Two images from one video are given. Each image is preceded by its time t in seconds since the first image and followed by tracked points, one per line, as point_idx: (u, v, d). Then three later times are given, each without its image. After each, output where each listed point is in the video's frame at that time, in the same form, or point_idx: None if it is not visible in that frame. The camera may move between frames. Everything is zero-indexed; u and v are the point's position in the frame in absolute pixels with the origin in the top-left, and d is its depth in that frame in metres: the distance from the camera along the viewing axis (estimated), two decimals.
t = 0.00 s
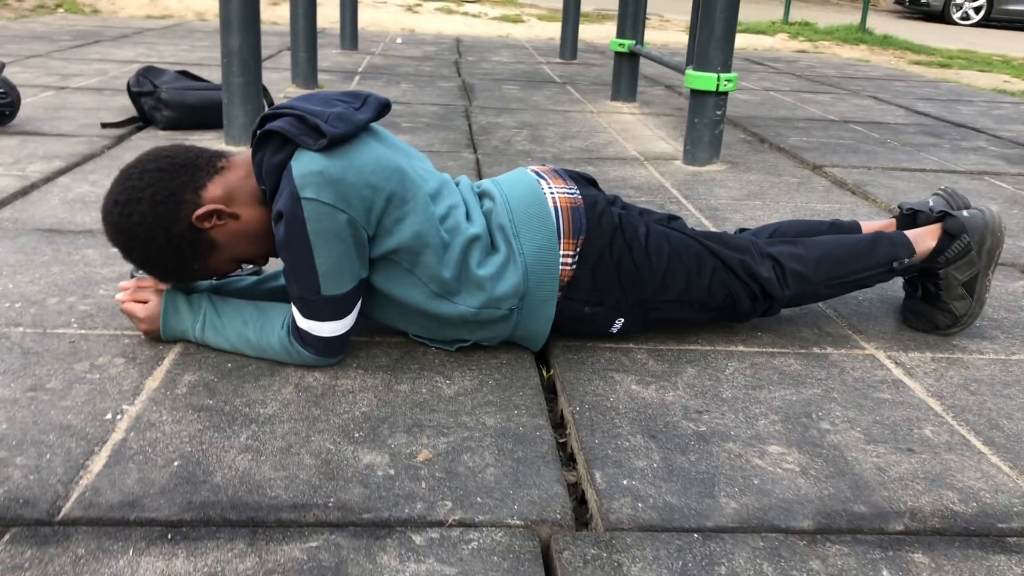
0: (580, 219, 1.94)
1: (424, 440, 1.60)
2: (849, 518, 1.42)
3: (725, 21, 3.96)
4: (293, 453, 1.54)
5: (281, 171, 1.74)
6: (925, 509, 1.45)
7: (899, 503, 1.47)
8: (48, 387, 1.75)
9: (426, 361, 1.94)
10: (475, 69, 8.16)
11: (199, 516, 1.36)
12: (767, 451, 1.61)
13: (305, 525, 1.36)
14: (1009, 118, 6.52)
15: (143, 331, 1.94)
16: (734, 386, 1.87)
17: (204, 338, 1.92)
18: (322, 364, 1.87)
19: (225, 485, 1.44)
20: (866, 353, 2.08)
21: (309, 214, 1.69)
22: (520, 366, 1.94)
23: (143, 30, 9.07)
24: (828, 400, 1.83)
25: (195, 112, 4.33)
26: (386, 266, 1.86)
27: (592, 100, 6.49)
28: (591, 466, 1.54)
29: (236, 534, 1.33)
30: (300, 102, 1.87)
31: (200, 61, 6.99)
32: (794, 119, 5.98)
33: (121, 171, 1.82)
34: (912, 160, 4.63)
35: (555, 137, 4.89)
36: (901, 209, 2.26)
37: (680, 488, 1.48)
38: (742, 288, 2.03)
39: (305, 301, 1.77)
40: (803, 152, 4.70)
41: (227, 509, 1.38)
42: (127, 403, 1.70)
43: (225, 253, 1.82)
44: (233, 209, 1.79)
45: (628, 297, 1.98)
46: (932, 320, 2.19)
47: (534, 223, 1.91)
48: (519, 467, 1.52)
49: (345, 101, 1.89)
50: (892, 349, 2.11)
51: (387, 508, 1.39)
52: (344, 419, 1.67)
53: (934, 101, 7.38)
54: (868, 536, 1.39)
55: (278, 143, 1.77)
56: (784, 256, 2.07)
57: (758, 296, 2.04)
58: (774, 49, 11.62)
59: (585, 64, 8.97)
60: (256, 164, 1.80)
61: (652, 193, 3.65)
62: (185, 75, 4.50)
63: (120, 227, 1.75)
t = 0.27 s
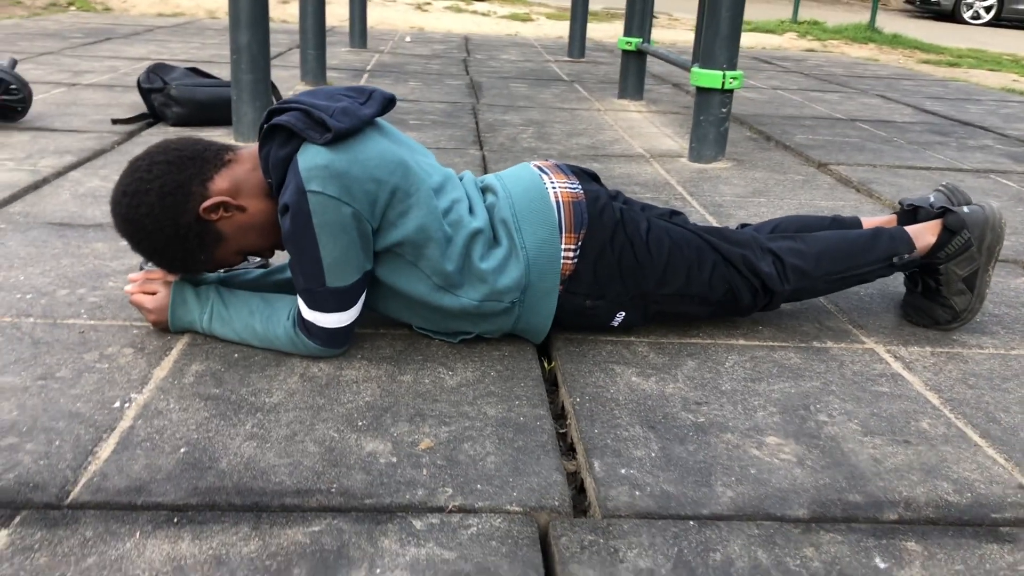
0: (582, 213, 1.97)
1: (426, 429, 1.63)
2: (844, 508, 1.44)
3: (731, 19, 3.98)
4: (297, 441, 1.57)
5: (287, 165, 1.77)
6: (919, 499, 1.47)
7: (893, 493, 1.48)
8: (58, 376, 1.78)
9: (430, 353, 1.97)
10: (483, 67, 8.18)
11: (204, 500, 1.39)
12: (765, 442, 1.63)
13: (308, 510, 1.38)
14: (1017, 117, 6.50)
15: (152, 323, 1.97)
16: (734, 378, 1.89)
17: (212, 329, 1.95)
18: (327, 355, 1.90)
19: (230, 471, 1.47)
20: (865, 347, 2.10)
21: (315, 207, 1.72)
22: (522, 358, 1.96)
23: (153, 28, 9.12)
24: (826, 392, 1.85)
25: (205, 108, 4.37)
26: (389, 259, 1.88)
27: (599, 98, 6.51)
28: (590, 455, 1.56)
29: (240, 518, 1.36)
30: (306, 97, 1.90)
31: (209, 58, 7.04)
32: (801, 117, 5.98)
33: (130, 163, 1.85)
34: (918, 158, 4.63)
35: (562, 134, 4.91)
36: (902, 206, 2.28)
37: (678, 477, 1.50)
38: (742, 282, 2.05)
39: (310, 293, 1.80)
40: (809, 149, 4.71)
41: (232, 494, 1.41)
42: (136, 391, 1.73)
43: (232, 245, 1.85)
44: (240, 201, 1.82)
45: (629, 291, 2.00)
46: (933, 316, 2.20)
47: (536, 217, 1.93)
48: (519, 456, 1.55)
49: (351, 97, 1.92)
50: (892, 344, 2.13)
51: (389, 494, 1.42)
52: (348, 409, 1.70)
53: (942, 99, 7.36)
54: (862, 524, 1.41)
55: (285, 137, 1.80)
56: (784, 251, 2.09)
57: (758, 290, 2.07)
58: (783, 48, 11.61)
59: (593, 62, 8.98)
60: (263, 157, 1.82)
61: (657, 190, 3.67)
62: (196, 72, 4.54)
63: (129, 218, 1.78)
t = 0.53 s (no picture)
0: (580, 209, 1.97)
1: (423, 423, 1.64)
2: (838, 503, 1.44)
3: (734, 15, 3.98)
4: (295, 435, 1.58)
5: (287, 161, 1.78)
6: (914, 495, 1.48)
7: (888, 488, 1.49)
8: (59, 370, 1.79)
9: (429, 348, 1.98)
10: (488, 64, 8.19)
11: (202, 493, 1.40)
12: (761, 438, 1.64)
13: (304, 504, 1.40)
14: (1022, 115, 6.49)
15: (153, 317, 1.99)
16: (731, 375, 1.90)
17: (212, 324, 1.97)
18: (327, 350, 1.91)
19: (228, 465, 1.48)
20: (864, 344, 2.10)
21: (314, 203, 1.73)
22: (521, 354, 1.97)
23: (159, 25, 9.14)
24: (823, 389, 1.85)
25: (209, 105, 4.38)
26: (389, 254, 1.89)
27: (603, 96, 6.51)
28: (586, 450, 1.57)
29: (238, 511, 1.37)
30: (306, 93, 1.91)
31: (215, 56, 7.05)
32: (805, 115, 5.98)
33: (132, 160, 1.86)
34: (921, 157, 4.63)
35: (565, 131, 4.92)
36: (902, 204, 2.28)
37: (673, 472, 1.51)
38: (741, 279, 2.06)
39: (310, 288, 1.81)
40: (812, 147, 4.71)
41: (230, 488, 1.42)
42: (136, 386, 1.74)
43: (232, 240, 1.86)
44: (240, 197, 1.83)
45: (627, 287, 2.01)
46: (932, 313, 2.20)
47: (535, 213, 1.94)
48: (515, 451, 1.56)
49: (350, 93, 1.93)
50: (890, 341, 2.13)
51: (385, 488, 1.43)
52: (346, 403, 1.71)
53: (947, 98, 7.35)
54: (856, 520, 1.41)
55: (285, 133, 1.80)
56: (783, 247, 2.10)
57: (757, 287, 2.07)
58: (788, 46, 11.59)
59: (598, 60, 8.98)
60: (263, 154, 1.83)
61: (659, 187, 3.68)
62: (200, 69, 4.55)
63: (130, 215, 1.79)
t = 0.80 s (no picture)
0: (578, 206, 1.98)
1: (420, 420, 1.64)
2: (833, 499, 1.45)
3: (736, 12, 3.97)
4: (292, 431, 1.59)
5: (284, 158, 1.78)
6: (909, 492, 1.48)
7: (883, 485, 1.49)
8: (58, 365, 1.80)
9: (427, 345, 1.99)
10: (490, 61, 8.18)
11: (198, 488, 1.41)
12: (756, 434, 1.64)
13: (300, 499, 1.40)
14: None
15: (151, 314, 1.99)
16: (728, 371, 1.90)
17: (210, 321, 1.97)
18: (324, 346, 1.92)
19: (225, 460, 1.48)
20: (861, 341, 2.10)
21: (311, 199, 1.73)
22: (518, 350, 1.98)
23: (162, 22, 9.15)
24: (820, 385, 1.85)
25: (210, 102, 4.39)
26: (386, 251, 1.90)
27: (606, 92, 6.51)
28: (581, 446, 1.57)
29: (233, 506, 1.38)
30: (304, 90, 1.92)
31: (217, 52, 7.06)
32: (808, 111, 5.97)
33: (130, 158, 1.86)
34: (923, 153, 4.62)
35: (567, 128, 4.92)
36: (901, 201, 2.28)
37: (669, 468, 1.51)
38: (739, 275, 2.06)
39: (307, 285, 1.81)
40: (814, 144, 4.70)
41: (225, 483, 1.42)
42: (134, 382, 1.75)
43: (230, 238, 1.86)
44: (238, 194, 1.83)
45: (625, 283, 2.02)
46: (930, 310, 2.20)
47: (532, 209, 1.94)
48: (511, 447, 1.56)
49: (347, 89, 1.93)
50: (889, 338, 2.13)
51: (381, 483, 1.44)
52: (343, 399, 1.71)
53: (951, 94, 7.34)
54: (850, 516, 1.41)
55: (282, 130, 1.81)
56: (781, 244, 2.10)
57: (755, 283, 2.08)
58: (793, 42, 11.57)
59: (601, 57, 8.97)
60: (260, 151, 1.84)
61: (660, 184, 3.67)
62: (201, 66, 4.56)
63: (128, 212, 1.79)
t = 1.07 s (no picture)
0: (575, 202, 1.99)
1: (418, 414, 1.66)
2: (827, 493, 1.46)
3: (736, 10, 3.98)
4: (290, 425, 1.60)
5: (284, 155, 1.80)
6: (903, 485, 1.49)
7: (877, 479, 1.50)
8: (60, 361, 1.82)
9: (425, 340, 2.00)
10: (493, 58, 8.19)
11: (197, 482, 1.42)
12: (752, 429, 1.65)
13: (298, 492, 1.42)
14: None
15: (152, 310, 2.01)
16: (725, 367, 1.91)
17: (210, 316, 1.99)
18: (324, 342, 1.93)
19: (224, 454, 1.50)
20: (859, 337, 2.11)
21: (310, 196, 1.74)
22: (516, 346, 1.99)
23: (165, 20, 9.17)
24: (816, 381, 1.86)
25: (213, 100, 4.41)
26: (385, 247, 1.91)
27: (608, 90, 6.51)
28: (578, 440, 1.59)
29: (232, 499, 1.39)
30: (303, 87, 1.93)
31: (221, 50, 7.07)
32: (810, 108, 5.97)
33: (130, 156, 1.88)
34: (925, 150, 4.62)
35: (568, 125, 4.92)
36: (899, 197, 2.29)
37: (664, 462, 1.52)
38: (736, 271, 2.07)
39: (307, 281, 1.83)
40: (815, 141, 4.71)
41: (224, 476, 1.44)
42: (135, 376, 1.77)
43: (231, 234, 1.88)
44: (238, 191, 1.85)
45: (622, 280, 2.03)
46: (928, 305, 2.21)
47: (530, 205, 1.95)
48: (508, 441, 1.57)
49: (346, 87, 1.94)
50: (886, 333, 2.14)
51: (378, 477, 1.45)
52: (342, 394, 1.73)
53: (954, 91, 7.33)
54: (843, 510, 1.43)
55: (281, 127, 1.82)
56: (779, 240, 2.11)
57: (752, 279, 2.09)
58: (796, 39, 11.55)
59: (604, 54, 8.96)
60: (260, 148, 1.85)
61: (660, 182, 3.68)
62: (203, 64, 4.57)
63: (129, 209, 1.81)
